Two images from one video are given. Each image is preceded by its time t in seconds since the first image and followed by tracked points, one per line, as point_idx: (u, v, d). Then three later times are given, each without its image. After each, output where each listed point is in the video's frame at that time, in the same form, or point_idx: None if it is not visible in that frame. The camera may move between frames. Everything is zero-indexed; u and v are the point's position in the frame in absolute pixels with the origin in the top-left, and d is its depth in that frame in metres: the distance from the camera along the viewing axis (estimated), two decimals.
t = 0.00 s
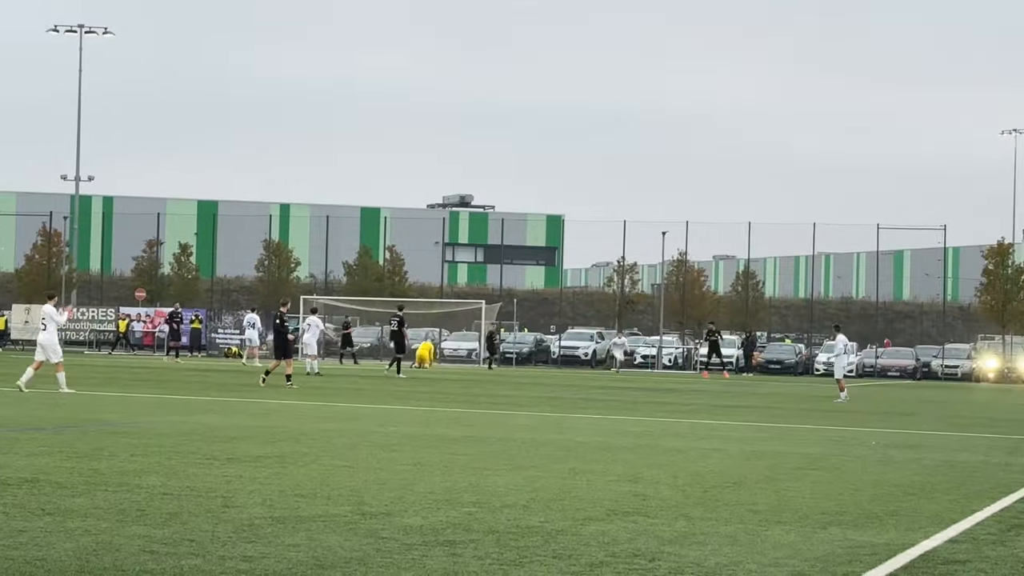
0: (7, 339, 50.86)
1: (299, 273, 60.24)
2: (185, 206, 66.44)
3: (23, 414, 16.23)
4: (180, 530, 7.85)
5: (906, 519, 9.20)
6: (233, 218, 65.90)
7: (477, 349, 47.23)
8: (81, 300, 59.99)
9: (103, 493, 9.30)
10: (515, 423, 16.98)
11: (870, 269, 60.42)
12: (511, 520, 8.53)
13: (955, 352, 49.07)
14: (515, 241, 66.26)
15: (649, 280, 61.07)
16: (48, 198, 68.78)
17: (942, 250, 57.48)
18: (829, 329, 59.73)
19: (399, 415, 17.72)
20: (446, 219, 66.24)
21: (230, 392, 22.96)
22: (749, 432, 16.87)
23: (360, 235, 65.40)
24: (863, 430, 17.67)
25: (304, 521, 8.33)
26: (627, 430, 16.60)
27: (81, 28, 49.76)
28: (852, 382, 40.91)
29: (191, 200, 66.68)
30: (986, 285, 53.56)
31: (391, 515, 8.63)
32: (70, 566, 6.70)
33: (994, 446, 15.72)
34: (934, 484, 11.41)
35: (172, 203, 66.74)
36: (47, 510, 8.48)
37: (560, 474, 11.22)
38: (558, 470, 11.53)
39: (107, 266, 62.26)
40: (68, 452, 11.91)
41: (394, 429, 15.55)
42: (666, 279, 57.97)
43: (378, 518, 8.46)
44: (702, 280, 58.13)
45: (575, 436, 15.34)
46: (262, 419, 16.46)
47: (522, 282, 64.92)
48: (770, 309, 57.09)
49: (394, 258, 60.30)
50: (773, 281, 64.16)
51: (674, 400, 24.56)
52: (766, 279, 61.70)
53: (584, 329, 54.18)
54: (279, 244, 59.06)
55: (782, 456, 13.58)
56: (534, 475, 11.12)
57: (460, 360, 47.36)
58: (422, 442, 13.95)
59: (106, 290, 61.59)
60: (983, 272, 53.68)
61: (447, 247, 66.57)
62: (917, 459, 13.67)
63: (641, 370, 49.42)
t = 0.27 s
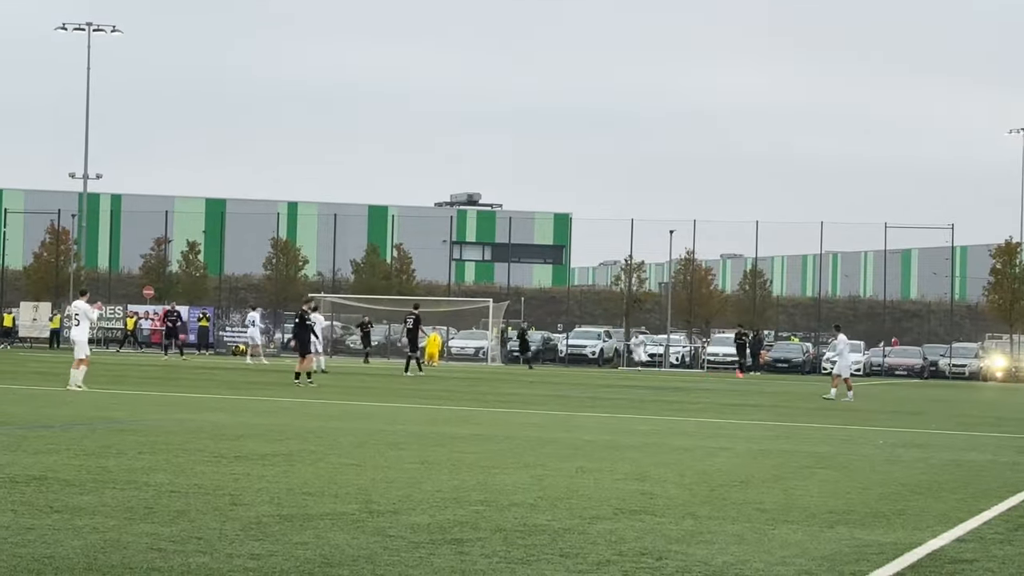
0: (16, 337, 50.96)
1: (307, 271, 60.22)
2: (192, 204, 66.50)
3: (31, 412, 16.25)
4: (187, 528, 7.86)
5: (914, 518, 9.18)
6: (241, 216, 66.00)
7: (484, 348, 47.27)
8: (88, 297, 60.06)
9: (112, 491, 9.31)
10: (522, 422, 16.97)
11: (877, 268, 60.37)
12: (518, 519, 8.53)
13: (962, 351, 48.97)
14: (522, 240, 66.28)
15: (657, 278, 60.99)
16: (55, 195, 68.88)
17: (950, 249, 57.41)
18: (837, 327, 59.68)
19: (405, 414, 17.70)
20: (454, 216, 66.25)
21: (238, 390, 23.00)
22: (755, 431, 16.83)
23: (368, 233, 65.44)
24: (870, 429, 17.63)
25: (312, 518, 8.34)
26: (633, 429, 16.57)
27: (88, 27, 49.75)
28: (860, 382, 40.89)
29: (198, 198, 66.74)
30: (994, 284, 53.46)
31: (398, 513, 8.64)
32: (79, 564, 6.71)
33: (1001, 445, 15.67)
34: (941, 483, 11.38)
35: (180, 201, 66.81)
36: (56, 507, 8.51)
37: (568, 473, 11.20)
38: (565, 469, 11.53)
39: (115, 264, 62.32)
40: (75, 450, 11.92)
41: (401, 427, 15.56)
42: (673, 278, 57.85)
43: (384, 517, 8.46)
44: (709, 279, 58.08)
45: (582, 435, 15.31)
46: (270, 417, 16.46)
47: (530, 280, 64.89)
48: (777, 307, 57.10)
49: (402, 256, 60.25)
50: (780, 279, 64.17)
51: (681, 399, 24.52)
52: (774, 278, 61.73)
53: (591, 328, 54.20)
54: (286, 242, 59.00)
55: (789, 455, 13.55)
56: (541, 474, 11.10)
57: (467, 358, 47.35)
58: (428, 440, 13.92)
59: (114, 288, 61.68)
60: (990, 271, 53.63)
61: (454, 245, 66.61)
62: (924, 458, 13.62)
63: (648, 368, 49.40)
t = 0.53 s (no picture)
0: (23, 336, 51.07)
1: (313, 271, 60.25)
2: (199, 204, 66.60)
3: (37, 412, 16.28)
4: (193, 528, 7.86)
5: (921, 518, 9.17)
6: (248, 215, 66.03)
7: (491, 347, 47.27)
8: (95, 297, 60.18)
9: (118, 490, 9.31)
10: (528, 421, 16.98)
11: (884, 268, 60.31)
12: (524, 519, 8.52)
13: (969, 352, 48.89)
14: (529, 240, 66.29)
15: (663, 279, 60.96)
16: (62, 195, 69.00)
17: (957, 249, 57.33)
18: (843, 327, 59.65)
19: (411, 414, 17.70)
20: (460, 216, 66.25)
21: (244, 389, 23.03)
22: (761, 431, 16.82)
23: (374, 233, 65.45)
24: (876, 429, 17.60)
25: (318, 518, 8.34)
26: (639, 429, 16.55)
27: (95, 26, 49.84)
28: (866, 383, 40.83)
29: (205, 198, 66.84)
30: (1001, 284, 53.33)
31: (404, 513, 8.64)
32: (85, 563, 6.72)
33: (1007, 446, 15.62)
34: (947, 484, 11.37)
35: (187, 200, 66.92)
36: (62, 507, 8.52)
37: (574, 474, 11.19)
38: (572, 469, 11.53)
39: (122, 264, 62.42)
40: (82, 450, 11.92)
41: (408, 427, 15.57)
42: (680, 278, 57.80)
43: (390, 516, 8.46)
44: (716, 279, 58.08)
45: (588, 435, 15.29)
46: (276, 417, 16.48)
47: (536, 280, 64.83)
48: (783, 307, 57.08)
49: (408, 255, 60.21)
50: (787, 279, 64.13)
51: (686, 399, 24.50)
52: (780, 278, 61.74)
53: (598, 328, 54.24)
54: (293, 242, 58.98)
55: (796, 455, 13.53)
56: (548, 474, 11.10)
57: (473, 358, 47.37)
58: (434, 440, 13.92)
59: (121, 288, 61.80)
60: (998, 272, 53.52)
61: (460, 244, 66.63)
62: (930, 459, 13.60)
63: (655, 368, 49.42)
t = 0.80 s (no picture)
0: (30, 337, 51.19)
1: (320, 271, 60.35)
2: (206, 205, 66.72)
3: (45, 413, 16.31)
4: (200, 529, 7.87)
5: (927, 519, 9.17)
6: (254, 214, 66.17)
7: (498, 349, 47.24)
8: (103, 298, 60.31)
9: (124, 492, 9.32)
10: (534, 423, 16.99)
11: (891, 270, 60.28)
12: (531, 520, 8.53)
13: (976, 353, 48.80)
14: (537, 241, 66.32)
15: (670, 280, 60.93)
16: (69, 197, 69.15)
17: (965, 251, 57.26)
18: (850, 329, 59.61)
19: (416, 414, 17.72)
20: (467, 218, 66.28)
21: (251, 390, 23.07)
22: (766, 432, 16.85)
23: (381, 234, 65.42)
24: (883, 430, 17.59)
25: (325, 520, 8.34)
26: (646, 430, 16.55)
27: (102, 28, 49.97)
28: (873, 384, 40.82)
29: (213, 199, 66.95)
30: (1009, 285, 53.26)
31: (411, 515, 8.65)
32: (92, 564, 6.73)
33: (1014, 447, 15.59)
34: (951, 485, 11.36)
35: (194, 202, 67.03)
36: (70, 508, 8.53)
37: (582, 474, 11.19)
38: (579, 470, 11.53)
39: (129, 265, 62.52)
40: (89, 451, 11.95)
41: (415, 428, 15.58)
42: (686, 279, 57.83)
43: (397, 518, 8.46)
44: (723, 280, 58.07)
45: (594, 436, 15.32)
46: (284, 418, 16.50)
47: (543, 281, 64.84)
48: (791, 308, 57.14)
49: (415, 257, 60.18)
50: (794, 281, 64.12)
51: (693, 399, 24.51)
52: (788, 279, 61.70)
53: (605, 329, 54.25)
54: (300, 244, 58.98)
55: (802, 456, 13.52)
56: (554, 475, 11.11)
57: (480, 359, 47.37)
58: (442, 441, 13.94)
59: (128, 289, 61.90)
60: (1005, 273, 53.46)
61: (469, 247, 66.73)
62: (936, 460, 13.59)
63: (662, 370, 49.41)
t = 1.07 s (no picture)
0: (37, 339, 51.25)
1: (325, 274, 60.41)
2: (212, 207, 66.83)
3: (51, 415, 16.32)
4: (207, 531, 7.87)
5: (935, 521, 9.15)
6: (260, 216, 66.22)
7: (503, 352, 47.29)
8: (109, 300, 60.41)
9: (130, 493, 9.33)
10: (539, 425, 16.98)
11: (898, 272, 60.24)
12: (537, 522, 8.53)
13: (982, 356, 48.74)
14: (543, 243, 66.33)
15: (676, 282, 60.86)
16: (75, 198, 69.22)
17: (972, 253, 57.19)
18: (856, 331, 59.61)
19: (422, 417, 17.69)
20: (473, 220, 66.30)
21: (256, 392, 23.08)
22: (772, 435, 16.82)
23: (387, 235, 65.44)
24: (889, 433, 17.56)
25: (331, 522, 8.34)
26: (652, 433, 16.54)
27: (109, 30, 50.02)
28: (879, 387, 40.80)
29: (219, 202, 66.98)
30: (1015, 288, 53.18)
31: (417, 516, 8.65)
32: (99, 566, 6.73)
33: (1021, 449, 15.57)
34: (959, 487, 11.34)
35: (200, 204, 67.06)
36: (76, 510, 8.54)
37: (589, 477, 11.18)
38: (586, 472, 11.53)
39: (135, 267, 62.56)
40: (96, 452, 11.96)
41: (420, 431, 15.58)
42: (693, 281, 57.79)
43: (404, 520, 8.47)
44: (729, 283, 58.02)
45: (600, 438, 15.30)
46: (289, 420, 16.50)
47: (549, 283, 64.80)
48: (797, 310, 57.20)
49: (421, 259, 60.09)
50: (800, 283, 64.09)
51: (698, 401, 24.49)
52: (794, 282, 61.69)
53: (611, 331, 54.24)
54: (306, 246, 58.95)
55: (808, 458, 13.50)
56: (561, 477, 11.10)
57: (485, 361, 47.35)
58: (448, 443, 13.94)
59: (135, 291, 61.94)
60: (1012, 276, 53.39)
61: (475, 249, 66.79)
62: (943, 463, 13.56)
63: (668, 372, 49.37)
